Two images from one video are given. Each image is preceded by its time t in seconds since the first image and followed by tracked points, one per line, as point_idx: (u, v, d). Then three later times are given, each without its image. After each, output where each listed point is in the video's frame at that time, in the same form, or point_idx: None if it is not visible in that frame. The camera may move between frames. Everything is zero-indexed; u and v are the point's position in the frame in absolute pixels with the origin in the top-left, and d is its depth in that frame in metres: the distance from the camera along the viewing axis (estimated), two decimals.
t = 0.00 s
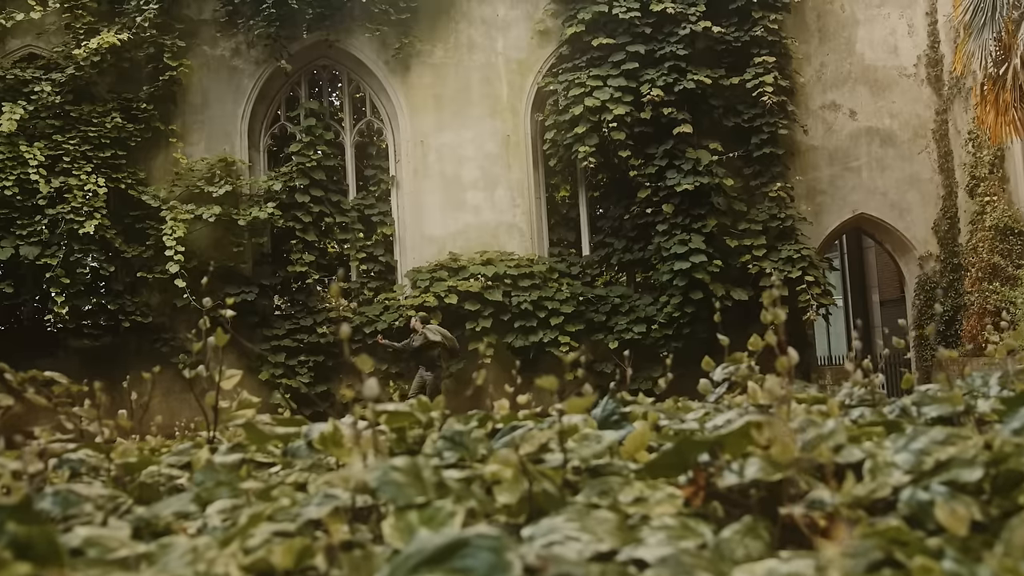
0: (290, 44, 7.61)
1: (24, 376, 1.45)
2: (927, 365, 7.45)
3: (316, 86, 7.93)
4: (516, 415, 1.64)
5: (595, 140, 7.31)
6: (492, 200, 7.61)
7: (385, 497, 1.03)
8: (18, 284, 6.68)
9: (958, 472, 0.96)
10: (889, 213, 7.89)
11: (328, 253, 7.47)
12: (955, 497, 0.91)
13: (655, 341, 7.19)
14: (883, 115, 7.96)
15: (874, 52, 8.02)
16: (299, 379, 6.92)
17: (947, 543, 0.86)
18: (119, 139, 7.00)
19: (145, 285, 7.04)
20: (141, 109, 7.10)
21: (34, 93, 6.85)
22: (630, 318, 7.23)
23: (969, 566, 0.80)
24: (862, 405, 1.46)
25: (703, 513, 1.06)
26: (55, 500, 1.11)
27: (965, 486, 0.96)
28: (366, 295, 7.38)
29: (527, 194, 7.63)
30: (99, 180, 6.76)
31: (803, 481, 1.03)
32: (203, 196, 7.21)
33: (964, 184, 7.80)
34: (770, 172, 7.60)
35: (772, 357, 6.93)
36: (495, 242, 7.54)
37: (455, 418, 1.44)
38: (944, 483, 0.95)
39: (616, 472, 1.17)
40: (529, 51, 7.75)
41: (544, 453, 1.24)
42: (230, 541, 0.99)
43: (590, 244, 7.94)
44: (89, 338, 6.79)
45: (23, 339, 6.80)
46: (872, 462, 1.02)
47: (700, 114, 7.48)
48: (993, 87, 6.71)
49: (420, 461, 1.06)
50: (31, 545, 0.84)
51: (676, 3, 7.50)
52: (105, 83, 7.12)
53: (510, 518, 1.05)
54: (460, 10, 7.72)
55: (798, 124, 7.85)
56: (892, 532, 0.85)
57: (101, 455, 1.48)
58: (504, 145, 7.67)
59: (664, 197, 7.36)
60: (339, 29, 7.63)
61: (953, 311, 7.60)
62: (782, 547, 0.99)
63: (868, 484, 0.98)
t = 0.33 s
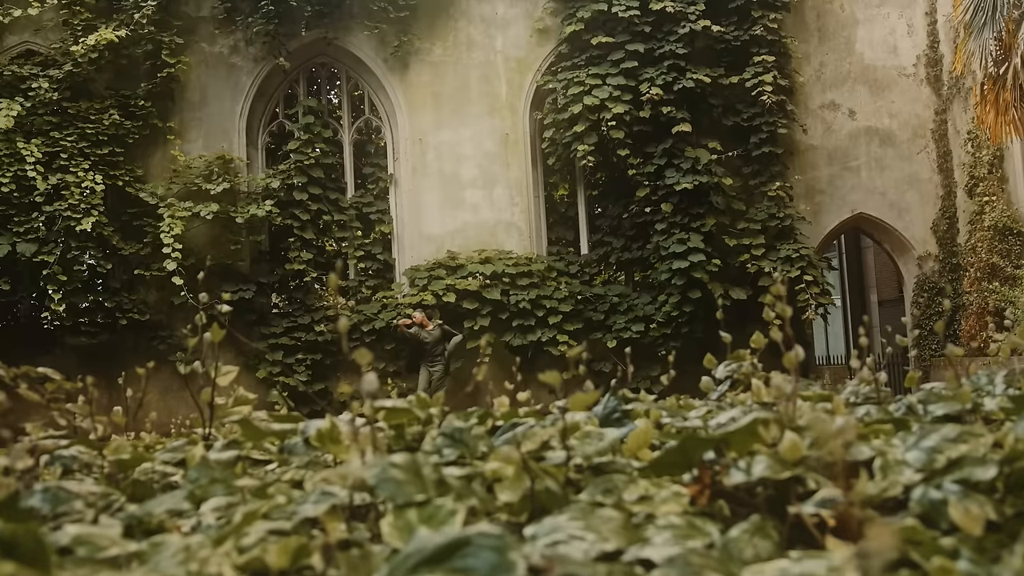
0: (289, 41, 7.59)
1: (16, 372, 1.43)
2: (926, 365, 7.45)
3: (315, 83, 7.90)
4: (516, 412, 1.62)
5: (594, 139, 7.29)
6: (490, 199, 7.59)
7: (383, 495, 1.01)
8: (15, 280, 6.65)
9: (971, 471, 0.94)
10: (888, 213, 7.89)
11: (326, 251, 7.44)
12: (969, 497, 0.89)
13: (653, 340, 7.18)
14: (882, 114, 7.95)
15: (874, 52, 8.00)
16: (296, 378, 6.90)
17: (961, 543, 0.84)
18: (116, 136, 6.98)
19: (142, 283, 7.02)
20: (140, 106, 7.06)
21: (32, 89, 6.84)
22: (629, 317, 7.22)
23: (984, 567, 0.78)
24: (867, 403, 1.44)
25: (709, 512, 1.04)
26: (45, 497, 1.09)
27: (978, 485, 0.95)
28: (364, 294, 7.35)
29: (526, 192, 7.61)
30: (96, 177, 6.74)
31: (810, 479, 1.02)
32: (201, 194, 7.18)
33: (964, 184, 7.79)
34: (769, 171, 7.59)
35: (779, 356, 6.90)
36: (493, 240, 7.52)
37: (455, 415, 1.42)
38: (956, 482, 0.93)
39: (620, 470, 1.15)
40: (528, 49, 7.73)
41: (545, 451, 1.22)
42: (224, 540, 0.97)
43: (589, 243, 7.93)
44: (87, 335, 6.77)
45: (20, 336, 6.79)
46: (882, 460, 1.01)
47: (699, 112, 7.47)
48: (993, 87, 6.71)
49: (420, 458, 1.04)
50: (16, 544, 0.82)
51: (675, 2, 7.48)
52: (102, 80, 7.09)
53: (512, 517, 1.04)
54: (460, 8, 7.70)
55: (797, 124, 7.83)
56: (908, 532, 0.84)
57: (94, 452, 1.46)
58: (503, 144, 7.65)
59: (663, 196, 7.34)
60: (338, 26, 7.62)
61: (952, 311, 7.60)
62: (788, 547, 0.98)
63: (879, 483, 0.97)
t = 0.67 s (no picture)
0: (288, 40, 7.57)
1: (10, 369, 1.41)
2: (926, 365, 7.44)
3: (315, 82, 7.88)
4: (519, 410, 1.61)
5: (594, 138, 7.28)
6: (491, 198, 7.57)
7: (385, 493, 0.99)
8: (13, 280, 6.61)
9: (989, 470, 0.92)
10: (888, 213, 7.88)
11: (326, 250, 7.41)
12: (987, 496, 0.87)
13: (653, 340, 7.16)
14: (883, 114, 7.94)
15: (875, 51, 7.99)
16: (296, 377, 6.89)
17: (980, 545, 0.83)
18: (116, 135, 6.97)
19: (142, 282, 7.01)
20: (139, 105, 7.06)
21: (31, 87, 6.81)
22: (629, 317, 7.20)
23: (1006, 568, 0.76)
24: (876, 401, 1.42)
25: (718, 513, 1.03)
26: (36, 496, 1.07)
27: (995, 484, 0.92)
28: (364, 293, 7.33)
29: (526, 191, 7.59)
30: (95, 176, 6.72)
31: (822, 478, 1.00)
32: (201, 193, 7.16)
33: (964, 184, 7.78)
34: (769, 171, 7.57)
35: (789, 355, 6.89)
36: (493, 239, 7.50)
37: (456, 413, 1.40)
38: (974, 481, 0.91)
39: (626, 468, 1.14)
40: (528, 48, 7.70)
41: (549, 449, 1.21)
42: (219, 540, 0.95)
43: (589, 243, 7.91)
44: (86, 335, 6.76)
45: (19, 335, 6.80)
46: (896, 459, 0.99)
47: (699, 112, 7.45)
48: (996, 86, 6.71)
49: (423, 457, 1.03)
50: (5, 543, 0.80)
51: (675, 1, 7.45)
52: (102, 78, 7.11)
53: (516, 517, 1.02)
54: (460, 6, 7.67)
55: (798, 123, 7.82)
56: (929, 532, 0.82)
57: (89, 450, 1.44)
58: (503, 143, 7.62)
59: (663, 195, 7.32)
60: (338, 25, 7.60)
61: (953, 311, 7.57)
62: (798, 547, 0.96)
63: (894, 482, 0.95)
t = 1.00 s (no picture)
0: (289, 42, 7.55)
1: (4, 370, 1.39)
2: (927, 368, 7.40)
3: (316, 84, 7.88)
4: (522, 412, 1.59)
5: (595, 141, 7.27)
6: (491, 200, 7.55)
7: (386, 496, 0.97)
8: (13, 282, 6.60)
9: (1010, 472, 0.90)
10: (890, 216, 7.86)
11: (326, 252, 7.40)
12: (1009, 500, 0.85)
13: (655, 342, 7.13)
14: (884, 116, 7.92)
15: (876, 54, 7.97)
16: (297, 380, 6.87)
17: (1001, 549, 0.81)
18: (116, 137, 6.96)
19: (141, 284, 7.00)
20: (139, 107, 7.05)
21: (31, 89, 6.80)
22: (630, 320, 7.19)
23: None
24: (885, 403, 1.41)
25: (728, 516, 1.01)
26: (25, 498, 1.05)
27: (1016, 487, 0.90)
28: (364, 296, 7.32)
29: (527, 194, 7.57)
30: (96, 178, 6.71)
31: (835, 481, 0.98)
32: (201, 195, 7.15)
33: (966, 187, 7.77)
34: (771, 173, 7.55)
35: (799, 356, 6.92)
36: (494, 242, 7.48)
37: (458, 414, 1.38)
38: (995, 483, 0.90)
39: (634, 471, 1.12)
40: (529, 50, 7.69)
41: (553, 451, 1.19)
42: (215, 544, 0.93)
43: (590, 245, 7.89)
44: (85, 337, 6.74)
45: (18, 337, 6.78)
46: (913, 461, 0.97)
47: (701, 114, 7.44)
48: (998, 88, 6.69)
49: (426, 458, 1.01)
50: None
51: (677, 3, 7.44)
52: (102, 80, 7.10)
53: (522, 520, 1.00)
54: (460, 9, 7.66)
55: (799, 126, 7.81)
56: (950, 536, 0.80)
57: (83, 451, 1.42)
58: (503, 145, 7.60)
59: (664, 198, 7.31)
60: (339, 27, 7.59)
61: (954, 314, 7.53)
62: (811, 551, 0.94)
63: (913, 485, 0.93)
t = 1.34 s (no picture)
0: (288, 45, 7.53)
1: None
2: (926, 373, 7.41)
3: (314, 88, 7.86)
4: (523, 414, 1.57)
5: (594, 145, 7.25)
6: (490, 204, 7.53)
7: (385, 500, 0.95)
8: (11, 285, 6.56)
9: None
10: (889, 220, 7.86)
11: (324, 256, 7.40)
12: None
13: (653, 347, 7.13)
14: (884, 121, 7.92)
15: (876, 58, 7.97)
16: (295, 384, 6.85)
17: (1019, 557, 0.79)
18: (114, 140, 6.95)
19: (139, 287, 6.98)
20: (138, 110, 7.05)
21: (29, 92, 6.79)
22: (629, 324, 7.17)
23: None
24: (893, 405, 1.39)
25: (736, 521, 0.99)
26: (11, 502, 1.03)
27: None
28: (362, 300, 7.30)
29: (526, 198, 7.55)
30: (94, 181, 6.69)
31: (846, 485, 0.97)
32: (199, 198, 7.14)
33: (965, 192, 7.76)
34: (770, 178, 7.56)
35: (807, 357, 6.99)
36: (493, 246, 7.46)
37: (458, 416, 1.36)
38: (1012, 488, 0.88)
39: (639, 475, 1.10)
40: (528, 54, 7.68)
41: (555, 454, 1.17)
42: (206, 550, 0.91)
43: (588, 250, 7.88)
44: (83, 340, 6.75)
45: (16, 341, 6.73)
46: (928, 465, 0.96)
47: (700, 118, 7.43)
48: (998, 92, 6.67)
49: (425, 461, 0.99)
50: None
51: (676, 7, 7.42)
52: (100, 83, 7.09)
53: (524, 526, 0.98)
54: (460, 12, 7.65)
55: (798, 130, 7.79)
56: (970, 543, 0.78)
57: (74, 454, 1.40)
58: (502, 149, 7.59)
59: (663, 202, 7.30)
60: (337, 30, 7.55)
61: (953, 319, 7.53)
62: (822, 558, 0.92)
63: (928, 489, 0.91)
